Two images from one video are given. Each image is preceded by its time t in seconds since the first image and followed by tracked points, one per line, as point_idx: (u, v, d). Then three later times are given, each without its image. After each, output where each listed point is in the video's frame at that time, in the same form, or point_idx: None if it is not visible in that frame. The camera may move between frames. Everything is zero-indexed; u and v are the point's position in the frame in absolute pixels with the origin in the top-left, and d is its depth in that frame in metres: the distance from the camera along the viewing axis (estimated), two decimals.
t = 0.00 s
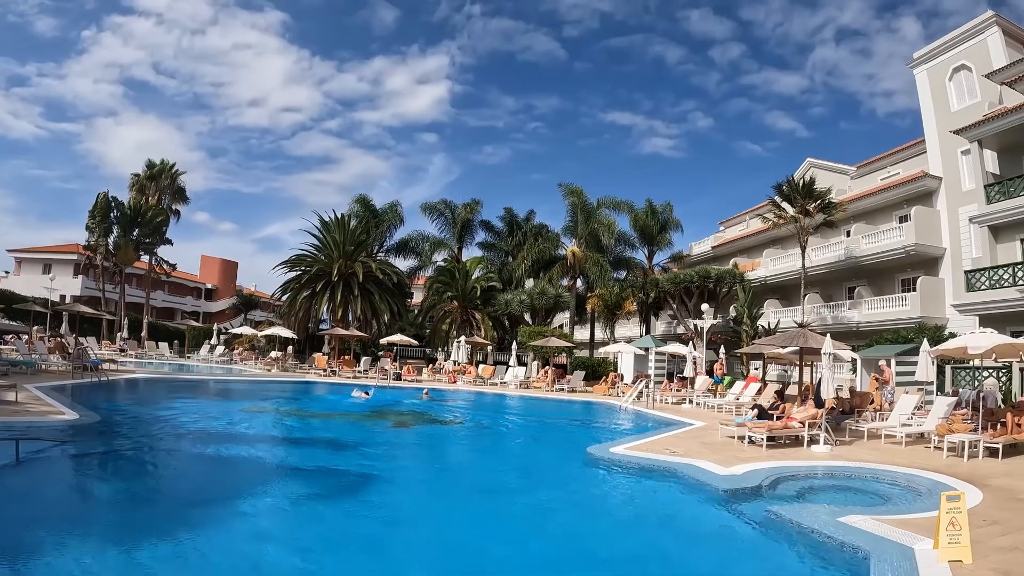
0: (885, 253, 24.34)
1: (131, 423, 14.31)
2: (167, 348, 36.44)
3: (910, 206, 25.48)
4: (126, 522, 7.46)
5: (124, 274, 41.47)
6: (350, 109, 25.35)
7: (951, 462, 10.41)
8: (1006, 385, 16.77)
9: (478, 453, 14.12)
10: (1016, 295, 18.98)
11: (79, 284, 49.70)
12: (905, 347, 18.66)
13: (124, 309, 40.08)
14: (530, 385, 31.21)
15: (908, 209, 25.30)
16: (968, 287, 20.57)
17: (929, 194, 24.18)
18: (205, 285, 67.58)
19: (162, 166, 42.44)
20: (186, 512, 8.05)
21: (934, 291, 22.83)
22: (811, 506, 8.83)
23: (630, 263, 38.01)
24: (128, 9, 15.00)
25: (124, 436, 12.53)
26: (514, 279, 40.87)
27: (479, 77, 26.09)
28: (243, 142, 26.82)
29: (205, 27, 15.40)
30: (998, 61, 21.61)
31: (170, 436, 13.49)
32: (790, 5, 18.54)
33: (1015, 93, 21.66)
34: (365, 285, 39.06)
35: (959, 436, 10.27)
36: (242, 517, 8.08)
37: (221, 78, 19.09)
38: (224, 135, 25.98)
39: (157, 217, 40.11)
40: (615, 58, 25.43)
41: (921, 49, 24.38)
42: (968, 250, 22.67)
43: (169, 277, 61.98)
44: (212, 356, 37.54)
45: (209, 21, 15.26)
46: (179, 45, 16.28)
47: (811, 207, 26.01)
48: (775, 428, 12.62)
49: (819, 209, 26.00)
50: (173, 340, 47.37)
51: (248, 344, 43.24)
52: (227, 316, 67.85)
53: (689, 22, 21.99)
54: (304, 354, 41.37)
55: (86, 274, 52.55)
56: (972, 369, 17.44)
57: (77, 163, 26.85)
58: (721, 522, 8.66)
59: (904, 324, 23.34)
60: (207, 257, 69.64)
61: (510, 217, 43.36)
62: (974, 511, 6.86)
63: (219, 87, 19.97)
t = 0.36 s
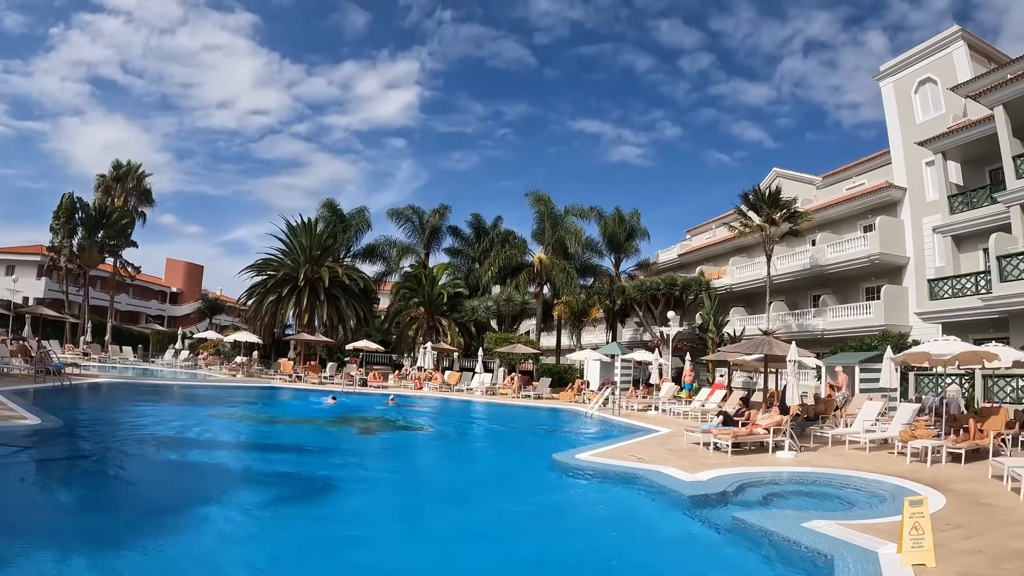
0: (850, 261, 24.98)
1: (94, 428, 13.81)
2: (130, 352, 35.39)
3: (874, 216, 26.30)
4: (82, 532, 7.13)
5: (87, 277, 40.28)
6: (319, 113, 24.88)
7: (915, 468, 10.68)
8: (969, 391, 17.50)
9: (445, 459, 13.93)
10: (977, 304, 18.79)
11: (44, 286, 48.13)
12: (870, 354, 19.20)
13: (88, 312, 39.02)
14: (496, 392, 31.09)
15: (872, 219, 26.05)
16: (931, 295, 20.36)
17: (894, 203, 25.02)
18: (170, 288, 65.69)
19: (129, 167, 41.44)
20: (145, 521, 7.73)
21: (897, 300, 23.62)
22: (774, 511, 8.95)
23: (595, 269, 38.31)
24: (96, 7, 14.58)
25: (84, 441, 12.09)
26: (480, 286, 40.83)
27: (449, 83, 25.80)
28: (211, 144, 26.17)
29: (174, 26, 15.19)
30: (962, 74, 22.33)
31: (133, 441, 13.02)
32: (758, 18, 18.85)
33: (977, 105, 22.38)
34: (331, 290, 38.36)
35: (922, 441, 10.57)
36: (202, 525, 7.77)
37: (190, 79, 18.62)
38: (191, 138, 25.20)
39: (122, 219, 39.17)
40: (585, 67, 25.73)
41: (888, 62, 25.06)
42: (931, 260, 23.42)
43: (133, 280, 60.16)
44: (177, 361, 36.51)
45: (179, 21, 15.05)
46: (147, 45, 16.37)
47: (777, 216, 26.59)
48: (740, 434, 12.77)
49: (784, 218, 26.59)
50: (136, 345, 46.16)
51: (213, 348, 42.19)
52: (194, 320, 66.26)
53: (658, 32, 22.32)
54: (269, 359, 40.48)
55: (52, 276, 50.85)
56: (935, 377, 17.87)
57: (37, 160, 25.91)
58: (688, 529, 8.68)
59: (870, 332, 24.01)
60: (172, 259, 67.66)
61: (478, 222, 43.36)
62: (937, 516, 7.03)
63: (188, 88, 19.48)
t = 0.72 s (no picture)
0: (813, 269, 25.66)
1: (57, 432, 13.33)
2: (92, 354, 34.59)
3: (835, 225, 27.10)
4: (32, 541, 6.78)
5: (47, 276, 39.00)
6: (285, 114, 24.26)
7: (875, 472, 10.98)
8: (928, 397, 17.69)
9: (409, 464, 13.70)
10: (937, 312, 19.52)
11: None
12: (830, 361, 19.73)
13: (47, 312, 37.77)
14: (459, 397, 30.81)
15: (835, 227, 26.81)
16: (892, 303, 21.11)
17: (856, 212, 25.85)
18: (131, 289, 63.74)
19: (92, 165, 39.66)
20: (100, 529, 7.39)
21: (858, 307, 24.36)
22: (735, 516, 9.07)
23: (560, 275, 38.63)
24: (61, 1, 14.15)
25: (42, 445, 11.72)
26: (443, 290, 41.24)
27: (414, 87, 25.48)
28: (174, 142, 25.37)
29: (142, 24, 15.05)
30: (926, 87, 23.09)
31: (92, 444, 12.55)
32: (724, 27, 19.12)
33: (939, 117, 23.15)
34: (294, 293, 37.53)
35: (882, 447, 10.89)
36: (156, 531, 7.48)
37: (155, 77, 18.24)
38: (155, 137, 24.40)
39: (86, 219, 37.72)
40: (551, 73, 26.02)
41: (851, 74, 25.91)
42: (891, 269, 24.20)
43: (94, 280, 58.30)
44: (136, 363, 35.48)
45: (145, 18, 14.71)
46: (112, 41, 15.84)
47: (740, 223, 27.12)
48: (702, 440, 12.93)
49: (747, 225, 27.15)
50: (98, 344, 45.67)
51: (174, 351, 40.93)
52: (155, 322, 64.43)
53: (624, 40, 22.55)
54: (232, 362, 39.45)
55: (11, 274, 48.89)
56: (894, 382, 18.38)
57: None
58: (651, 533, 8.70)
59: (830, 338, 24.72)
60: (133, 260, 65.76)
61: (442, 226, 42.99)
62: (898, 519, 7.22)
63: (153, 86, 18.93)
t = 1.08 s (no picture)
0: (776, 277, 26.28)
1: (6, 434, 12.80)
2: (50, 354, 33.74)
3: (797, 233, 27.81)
4: None
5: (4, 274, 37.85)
6: (250, 114, 23.60)
7: (836, 477, 11.26)
8: (888, 404, 18.25)
9: (372, 468, 13.46)
10: (897, 320, 20.29)
11: None
12: (791, 368, 20.22)
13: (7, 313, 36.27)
14: (422, 401, 30.45)
15: (797, 236, 27.53)
16: (852, 311, 21.82)
17: (817, 222, 26.58)
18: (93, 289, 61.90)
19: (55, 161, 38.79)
20: (53, 535, 7.08)
21: (819, 315, 24.97)
22: (694, 520, 9.16)
23: (523, 280, 38.10)
24: None
25: None
26: (407, 294, 40.08)
27: (381, 90, 25.13)
28: (136, 140, 24.53)
29: (107, 19, 14.21)
30: (888, 100, 23.98)
31: (49, 446, 12.02)
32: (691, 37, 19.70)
33: (900, 129, 24.16)
34: (256, 295, 36.59)
35: (842, 453, 11.17)
36: (113, 539, 7.17)
37: (120, 74, 17.59)
38: (118, 135, 23.61)
39: (46, 215, 36.74)
40: (517, 78, 26.22)
41: (816, 86, 26.72)
42: (852, 277, 24.87)
43: (54, 280, 56.48)
44: (96, 365, 34.55)
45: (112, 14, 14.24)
46: (77, 36, 15.27)
47: (703, 231, 27.64)
48: (663, 445, 13.06)
49: (710, 233, 27.72)
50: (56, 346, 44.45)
51: (134, 352, 39.47)
52: (114, 323, 62.59)
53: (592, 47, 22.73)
54: (192, 365, 38.27)
55: None
56: (854, 389, 18.93)
57: None
58: (611, 538, 8.70)
59: (791, 345, 25.31)
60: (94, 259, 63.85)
61: (406, 229, 42.57)
62: (858, 523, 7.40)
63: (116, 84, 18.24)
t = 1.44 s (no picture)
0: (737, 285, 26.91)
1: None
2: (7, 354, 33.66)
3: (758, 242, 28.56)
4: None
5: None
6: (215, 112, 22.93)
7: (792, 483, 11.53)
8: (845, 411, 18.86)
9: (333, 472, 13.12)
10: (854, 328, 20.99)
11: None
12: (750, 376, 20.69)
13: None
14: (382, 405, 29.92)
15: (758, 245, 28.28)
16: (812, 319, 22.47)
17: (778, 231, 27.36)
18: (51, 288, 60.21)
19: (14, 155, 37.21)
20: None
21: (778, 323, 25.55)
22: (651, 525, 9.22)
23: (484, 285, 38.23)
24: None
25: None
26: (368, 297, 39.66)
27: (347, 91, 24.64)
28: (98, 134, 23.61)
29: (74, 12, 13.67)
30: (851, 112, 24.87)
31: None
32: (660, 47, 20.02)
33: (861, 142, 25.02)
34: (217, 296, 35.45)
35: (799, 459, 11.43)
36: (63, 547, 6.76)
37: (86, 71, 16.82)
38: (82, 129, 23.06)
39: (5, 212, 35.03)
40: (484, 84, 26.26)
41: (780, 97, 27.58)
42: (812, 287, 25.58)
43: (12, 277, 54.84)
44: (54, 365, 33.88)
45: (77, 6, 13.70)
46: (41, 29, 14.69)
47: (665, 239, 28.08)
48: (621, 451, 13.17)
49: (672, 241, 28.22)
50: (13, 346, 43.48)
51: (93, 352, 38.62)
52: (72, 322, 60.94)
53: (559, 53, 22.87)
54: (151, 366, 36.91)
55: None
56: (813, 397, 19.46)
57: None
58: (568, 543, 8.66)
59: (750, 352, 25.91)
60: (52, 256, 61.96)
61: (370, 232, 41.99)
62: (814, 529, 7.57)
63: (81, 78, 17.44)
